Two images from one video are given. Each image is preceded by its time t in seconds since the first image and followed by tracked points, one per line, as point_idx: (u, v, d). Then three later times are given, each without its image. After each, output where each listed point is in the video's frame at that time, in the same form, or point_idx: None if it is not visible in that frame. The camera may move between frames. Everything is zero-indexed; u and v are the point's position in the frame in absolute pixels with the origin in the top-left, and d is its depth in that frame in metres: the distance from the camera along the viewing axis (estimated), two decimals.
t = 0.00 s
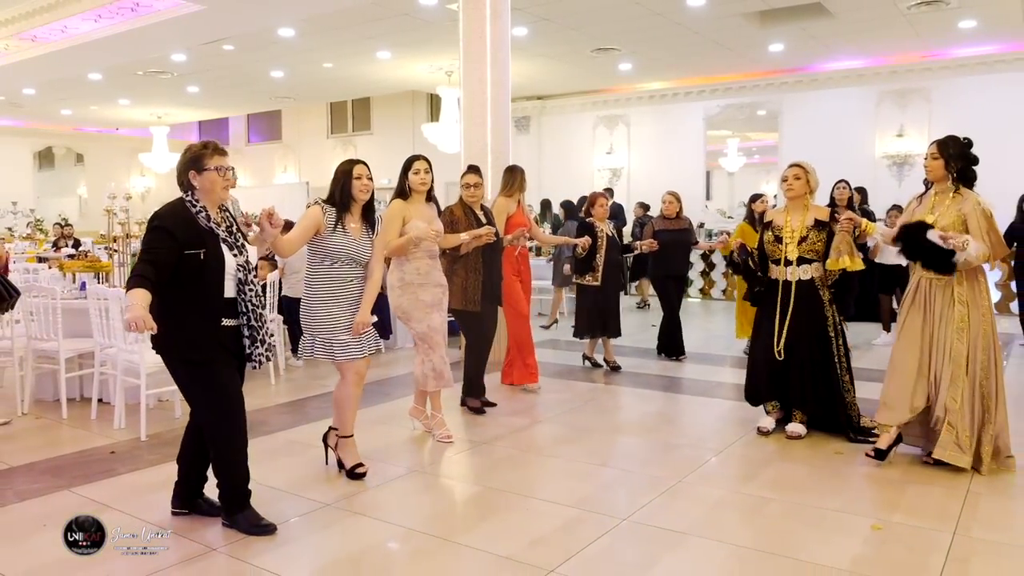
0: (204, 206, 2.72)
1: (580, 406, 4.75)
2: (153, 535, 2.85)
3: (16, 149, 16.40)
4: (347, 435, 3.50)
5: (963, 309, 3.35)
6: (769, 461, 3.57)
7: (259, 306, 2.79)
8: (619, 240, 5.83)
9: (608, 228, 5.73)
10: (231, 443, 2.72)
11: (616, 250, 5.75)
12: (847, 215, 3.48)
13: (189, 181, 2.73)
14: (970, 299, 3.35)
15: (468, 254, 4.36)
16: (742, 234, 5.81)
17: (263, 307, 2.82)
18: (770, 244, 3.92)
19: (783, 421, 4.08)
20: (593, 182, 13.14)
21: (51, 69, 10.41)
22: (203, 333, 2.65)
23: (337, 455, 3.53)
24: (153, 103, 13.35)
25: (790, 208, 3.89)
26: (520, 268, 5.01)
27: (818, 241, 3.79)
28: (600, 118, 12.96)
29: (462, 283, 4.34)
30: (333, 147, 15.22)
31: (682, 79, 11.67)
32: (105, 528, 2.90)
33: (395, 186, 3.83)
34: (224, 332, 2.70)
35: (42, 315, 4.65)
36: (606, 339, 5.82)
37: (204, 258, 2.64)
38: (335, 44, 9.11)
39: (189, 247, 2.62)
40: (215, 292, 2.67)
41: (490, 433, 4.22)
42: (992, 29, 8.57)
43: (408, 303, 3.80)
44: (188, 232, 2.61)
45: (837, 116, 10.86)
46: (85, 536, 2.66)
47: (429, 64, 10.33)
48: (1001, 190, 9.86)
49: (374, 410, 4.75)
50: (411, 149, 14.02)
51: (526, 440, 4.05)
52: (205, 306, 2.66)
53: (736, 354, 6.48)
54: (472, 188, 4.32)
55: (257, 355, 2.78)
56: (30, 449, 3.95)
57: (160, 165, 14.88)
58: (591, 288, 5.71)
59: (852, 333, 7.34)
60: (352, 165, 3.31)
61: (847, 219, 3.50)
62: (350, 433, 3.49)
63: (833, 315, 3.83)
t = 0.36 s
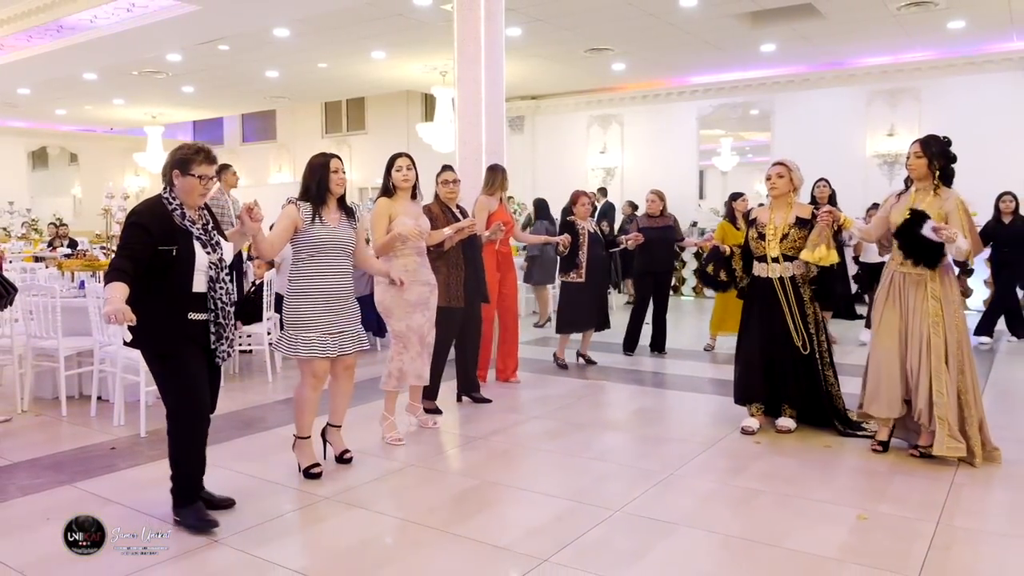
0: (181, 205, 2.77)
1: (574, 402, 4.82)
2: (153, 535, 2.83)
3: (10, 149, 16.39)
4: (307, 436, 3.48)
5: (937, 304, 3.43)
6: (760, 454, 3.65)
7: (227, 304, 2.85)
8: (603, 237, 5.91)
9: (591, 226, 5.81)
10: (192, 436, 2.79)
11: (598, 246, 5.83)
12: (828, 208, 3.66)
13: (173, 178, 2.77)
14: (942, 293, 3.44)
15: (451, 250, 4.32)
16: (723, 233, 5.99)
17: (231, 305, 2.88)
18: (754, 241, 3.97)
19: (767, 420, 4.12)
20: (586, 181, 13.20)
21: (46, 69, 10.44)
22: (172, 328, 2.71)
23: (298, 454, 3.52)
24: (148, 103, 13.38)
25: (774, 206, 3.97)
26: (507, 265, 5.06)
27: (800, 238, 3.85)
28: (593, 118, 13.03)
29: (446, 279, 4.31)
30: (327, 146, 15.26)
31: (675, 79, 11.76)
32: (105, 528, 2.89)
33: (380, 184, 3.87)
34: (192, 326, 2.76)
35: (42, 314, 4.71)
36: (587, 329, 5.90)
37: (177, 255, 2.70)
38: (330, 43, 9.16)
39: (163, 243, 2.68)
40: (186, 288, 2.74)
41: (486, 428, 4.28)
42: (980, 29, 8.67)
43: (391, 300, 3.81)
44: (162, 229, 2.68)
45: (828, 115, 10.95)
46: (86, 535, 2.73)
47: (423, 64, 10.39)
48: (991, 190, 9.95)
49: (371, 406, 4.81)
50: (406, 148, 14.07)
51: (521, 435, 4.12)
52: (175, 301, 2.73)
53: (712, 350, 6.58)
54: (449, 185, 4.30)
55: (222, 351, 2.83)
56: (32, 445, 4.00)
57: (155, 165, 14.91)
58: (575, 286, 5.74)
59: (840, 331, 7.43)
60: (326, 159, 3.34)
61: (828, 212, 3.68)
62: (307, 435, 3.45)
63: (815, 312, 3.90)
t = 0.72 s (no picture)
0: (167, 209, 2.78)
1: (568, 399, 4.89)
2: (154, 533, 2.83)
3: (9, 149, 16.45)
4: (302, 432, 3.52)
5: (909, 305, 3.52)
6: (748, 449, 3.72)
7: (205, 309, 2.88)
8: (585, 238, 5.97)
9: (574, 227, 5.87)
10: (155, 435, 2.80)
11: (580, 247, 5.90)
12: (801, 216, 3.68)
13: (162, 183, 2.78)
14: (912, 294, 3.54)
15: (431, 251, 4.39)
16: (702, 233, 6.04)
17: (210, 310, 2.91)
18: (734, 243, 4.06)
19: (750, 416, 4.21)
20: (584, 181, 13.27)
21: (47, 70, 10.49)
22: (145, 328, 2.74)
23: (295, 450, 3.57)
24: (147, 104, 13.42)
25: (751, 207, 4.03)
26: (483, 269, 5.09)
27: (778, 241, 3.92)
28: (590, 118, 13.09)
29: (422, 278, 4.39)
30: (326, 147, 15.31)
31: (672, 79, 11.83)
32: (103, 528, 2.87)
33: (364, 184, 3.90)
34: (168, 329, 2.80)
35: (44, 313, 4.77)
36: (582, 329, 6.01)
37: (156, 258, 2.73)
38: (328, 44, 9.22)
39: (145, 243, 2.71)
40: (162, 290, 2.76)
41: (481, 424, 4.35)
42: (974, 30, 8.74)
43: (376, 300, 3.84)
44: (144, 229, 2.71)
45: (823, 116, 11.02)
46: (86, 535, 2.73)
47: (420, 65, 10.44)
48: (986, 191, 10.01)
49: (368, 403, 4.88)
50: (404, 149, 14.14)
51: (515, 431, 4.19)
52: (151, 301, 2.75)
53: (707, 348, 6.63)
54: (431, 184, 4.30)
55: (204, 357, 2.91)
56: (35, 441, 4.07)
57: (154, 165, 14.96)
58: (553, 284, 5.83)
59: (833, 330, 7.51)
60: (301, 160, 3.38)
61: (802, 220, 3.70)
62: (304, 431, 3.50)
63: (794, 314, 3.97)
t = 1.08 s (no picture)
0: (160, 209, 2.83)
1: (567, 394, 4.97)
2: (154, 535, 2.81)
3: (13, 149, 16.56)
4: (296, 424, 3.63)
5: (903, 297, 3.62)
6: (742, 442, 3.80)
7: (191, 309, 2.91)
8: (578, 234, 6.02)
9: (566, 224, 5.94)
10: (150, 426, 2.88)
11: (572, 243, 5.95)
12: (797, 212, 3.74)
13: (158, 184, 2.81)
14: (907, 289, 3.64)
15: (427, 250, 4.45)
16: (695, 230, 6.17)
17: (195, 311, 2.94)
18: (729, 239, 4.11)
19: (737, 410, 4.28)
20: (584, 181, 13.34)
21: (51, 71, 10.58)
22: (128, 322, 2.80)
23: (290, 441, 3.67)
24: (149, 104, 13.50)
25: (748, 204, 4.09)
26: (474, 265, 5.16)
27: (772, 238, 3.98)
28: (591, 118, 13.16)
29: (421, 275, 4.43)
30: (327, 146, 15.38)
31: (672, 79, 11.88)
32: (103, 528, 2.84)
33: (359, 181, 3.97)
34: (150, 325, 2.84)
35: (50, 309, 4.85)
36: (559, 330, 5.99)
37: (144, 255, 2.78)
38: (329, 45, 9.29)
39: (135, 240, 2.77)
40: (147, 287, 2.82)
41: (481, 417, 4.43)
42: (971, 30, 8.79)
43: (367, 296, 3.87)
44: (135, 227, 2.77)
45: (822, 115, 11.08)
46: (86, 535, 2.72)
47: (421, 65, 10.51)
48: (984, 190, 10.06)
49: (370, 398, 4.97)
50: (405, 148, 14.22)
51: (514, 425, 4.27)
52: (136, 296, 2.81)
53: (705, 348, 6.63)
54: (426, 181, 4.35)
55: (178, 356, 2.91)
56: (42, 434, 4.15)
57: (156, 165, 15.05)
58: (546, 280, 5.94)
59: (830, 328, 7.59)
60: (290, 155, 3.41)
61: (798, 216, 3.76)
62: (298, 421, 3.63)
63: (788, 308, 4.04)
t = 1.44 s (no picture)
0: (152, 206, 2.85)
1: (568, 388, 5.04)
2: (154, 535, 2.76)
3: (19, 148, 16.68)
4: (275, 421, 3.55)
5: (889, 293, 3.64)
6: (740, 434, 3.87)
7: (193, 304, 2.95)
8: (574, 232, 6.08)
9: (561, 221, 5.99)
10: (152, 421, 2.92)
11: (569, 242, 6.00)
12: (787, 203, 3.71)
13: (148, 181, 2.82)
14: (893, 283, 3.67)
15: (426, 247, 4.32)
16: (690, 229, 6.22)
17: (198, 305, 2.98)
18: (722, 236, 4.15)
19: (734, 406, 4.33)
20: (586, 179, 13.41)
21: (57, 70, 10.66)
22: (127, 320, 2.84)
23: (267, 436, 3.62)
24: (154, 103, 13.58)
25: (739, 200, 4.12)
26: (473, 260, 5.20)
27: (762, 233, 4.01)
28: (593, 117, 13.23)
29: (418, 273, 4.30)
30: (330, 145, 15.46)
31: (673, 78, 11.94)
32: (102, 527, 2.79)
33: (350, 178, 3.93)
34: (150, 322, 2.88)
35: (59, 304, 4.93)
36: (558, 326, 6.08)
37: (138, 253, 2.82)
38: (332, 44, 9.36)
39: (127, 239, 2.81)
40: (143, 284, 2.85)
41: (484, 411, 4.51)
42: (971, 30, 8.84)
43: (354, 292, 3.86)
44: (125, 225, 2.80)
45: (822, 114, 11.13)
46: (86, 534, 2.66)
47: (424, 64, 10.58)
48: (984, 189, 10.11)
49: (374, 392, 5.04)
50: (408, 147, 14.30)
51: (516, 418, 4.34)
52: (132, 295, 2.85)
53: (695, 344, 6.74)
54: (426, 177, 4.28)
55: (192, 351, 2.97)
56: (52, 426, 4.22)
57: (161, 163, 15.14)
58: (540, 278, 5.99)
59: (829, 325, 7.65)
60: (278, 151, 3.40)
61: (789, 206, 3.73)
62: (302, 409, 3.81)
63: (778, 303, 4.06)
